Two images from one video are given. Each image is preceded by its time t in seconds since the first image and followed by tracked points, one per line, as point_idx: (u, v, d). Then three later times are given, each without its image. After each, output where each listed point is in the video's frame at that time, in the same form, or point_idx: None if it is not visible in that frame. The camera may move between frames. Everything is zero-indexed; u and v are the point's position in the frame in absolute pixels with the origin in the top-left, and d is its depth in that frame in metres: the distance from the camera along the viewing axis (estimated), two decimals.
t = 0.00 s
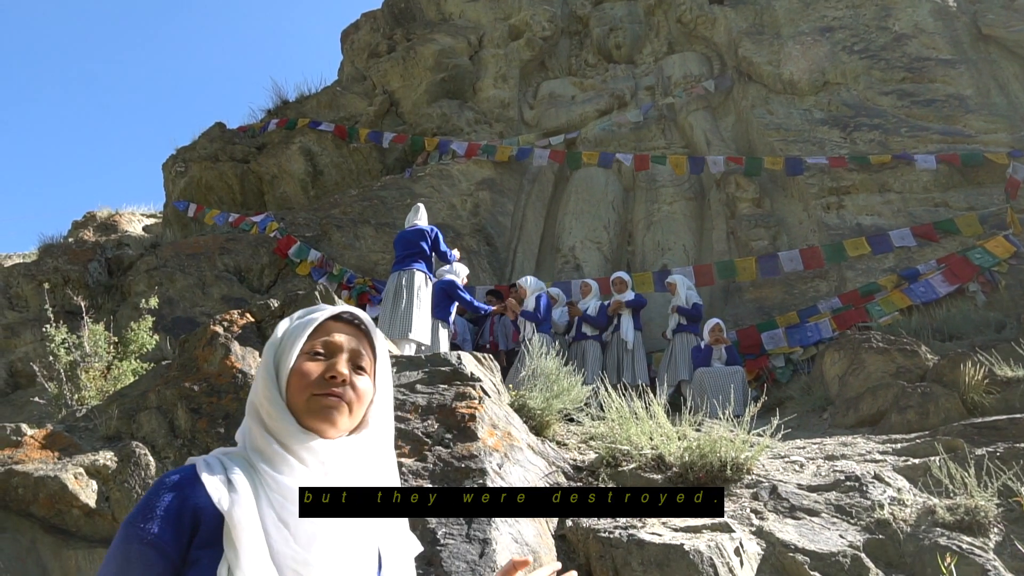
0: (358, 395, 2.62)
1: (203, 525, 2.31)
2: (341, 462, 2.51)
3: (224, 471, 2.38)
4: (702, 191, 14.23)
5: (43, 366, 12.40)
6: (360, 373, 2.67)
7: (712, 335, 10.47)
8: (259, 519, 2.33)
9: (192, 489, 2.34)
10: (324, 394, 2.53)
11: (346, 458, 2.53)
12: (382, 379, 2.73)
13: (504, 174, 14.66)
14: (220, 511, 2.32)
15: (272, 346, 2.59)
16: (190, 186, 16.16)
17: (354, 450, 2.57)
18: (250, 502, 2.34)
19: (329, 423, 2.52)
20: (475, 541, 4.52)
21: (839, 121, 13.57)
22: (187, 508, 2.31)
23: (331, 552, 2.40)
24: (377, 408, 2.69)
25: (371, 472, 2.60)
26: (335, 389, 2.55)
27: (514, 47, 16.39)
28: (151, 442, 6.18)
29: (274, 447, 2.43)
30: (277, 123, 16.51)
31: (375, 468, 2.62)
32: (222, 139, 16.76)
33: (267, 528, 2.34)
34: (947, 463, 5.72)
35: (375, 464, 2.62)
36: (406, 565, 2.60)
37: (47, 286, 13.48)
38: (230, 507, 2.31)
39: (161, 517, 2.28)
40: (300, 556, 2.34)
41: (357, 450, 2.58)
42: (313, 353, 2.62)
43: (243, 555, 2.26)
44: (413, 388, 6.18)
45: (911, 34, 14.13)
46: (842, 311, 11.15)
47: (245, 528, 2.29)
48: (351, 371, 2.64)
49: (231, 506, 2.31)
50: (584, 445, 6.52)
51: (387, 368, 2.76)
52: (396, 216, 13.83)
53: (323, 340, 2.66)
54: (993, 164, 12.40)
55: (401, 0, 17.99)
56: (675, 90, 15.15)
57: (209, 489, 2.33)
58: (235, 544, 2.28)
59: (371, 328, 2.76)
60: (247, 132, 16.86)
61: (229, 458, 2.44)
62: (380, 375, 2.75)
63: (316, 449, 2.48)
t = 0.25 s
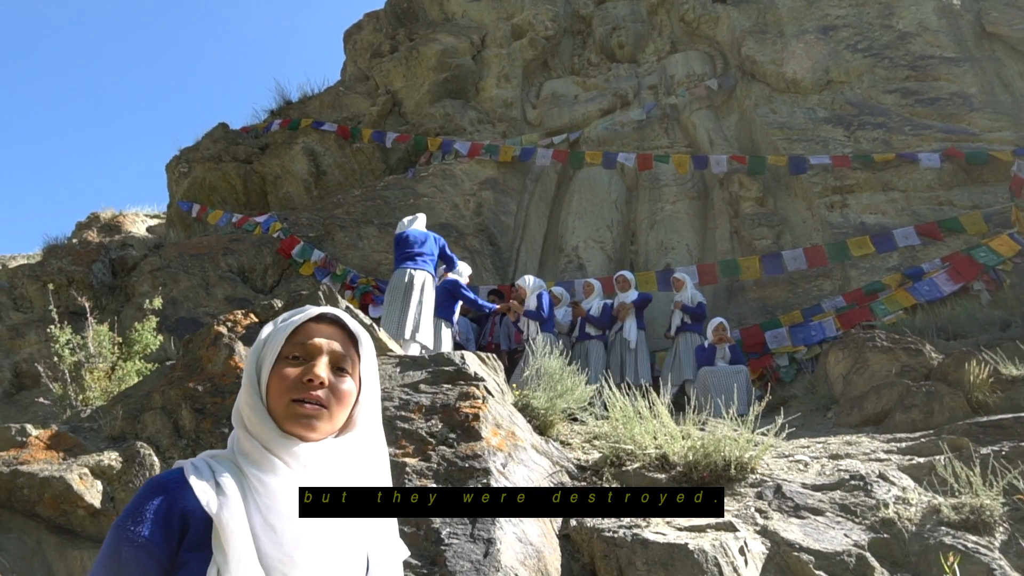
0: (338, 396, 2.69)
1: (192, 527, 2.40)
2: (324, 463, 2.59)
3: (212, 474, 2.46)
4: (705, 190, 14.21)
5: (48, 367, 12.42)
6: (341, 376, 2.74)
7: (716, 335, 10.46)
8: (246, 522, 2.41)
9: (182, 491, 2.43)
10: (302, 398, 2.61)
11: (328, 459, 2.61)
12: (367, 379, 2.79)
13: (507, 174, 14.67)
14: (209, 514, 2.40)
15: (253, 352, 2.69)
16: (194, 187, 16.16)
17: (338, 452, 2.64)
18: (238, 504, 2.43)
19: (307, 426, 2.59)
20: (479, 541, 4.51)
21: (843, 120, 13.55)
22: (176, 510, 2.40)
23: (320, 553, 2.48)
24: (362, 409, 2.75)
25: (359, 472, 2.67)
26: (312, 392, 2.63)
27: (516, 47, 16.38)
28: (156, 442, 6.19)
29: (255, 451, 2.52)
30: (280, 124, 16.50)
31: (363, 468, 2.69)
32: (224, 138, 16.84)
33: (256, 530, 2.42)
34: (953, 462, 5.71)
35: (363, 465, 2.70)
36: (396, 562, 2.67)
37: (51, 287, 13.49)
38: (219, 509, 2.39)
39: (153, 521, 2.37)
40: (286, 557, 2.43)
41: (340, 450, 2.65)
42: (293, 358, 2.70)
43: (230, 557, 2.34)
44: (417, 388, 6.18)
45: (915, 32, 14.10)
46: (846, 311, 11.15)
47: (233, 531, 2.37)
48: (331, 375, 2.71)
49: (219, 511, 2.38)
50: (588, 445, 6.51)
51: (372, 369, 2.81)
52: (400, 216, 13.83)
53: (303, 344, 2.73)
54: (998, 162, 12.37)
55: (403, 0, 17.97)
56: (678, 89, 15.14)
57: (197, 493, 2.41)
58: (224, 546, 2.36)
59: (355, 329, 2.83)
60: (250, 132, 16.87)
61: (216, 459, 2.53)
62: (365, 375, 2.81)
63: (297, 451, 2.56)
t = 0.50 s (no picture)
0: (336, 394, 2.65)
1: (192, 528, 2.37)
2: (323, 462, 2.55)
3: (211, 474, 2.43)
4: (709, 189, 14.19)
5: (53, 365, 12.46)
6: (338, 373, 2.69)
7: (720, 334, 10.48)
8: (245, 522, 2.38)
9: (182, 491, 2.40)
10: (298, 396, 2.56)
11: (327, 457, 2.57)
12: (366, 376, 2.73)
13: (511, 173, 14.67)
14: (208, 513, 2.37)
15: (249, 354, 2.65)
16: (197, 186, 16.18)
17: (337, 450, 2.60)
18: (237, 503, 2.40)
19: (304, 425, 2.55)
20: (483, 539, 4.52)
21: (847, 119, 13.54)
22: (176, 510, 2.38)
23: (319, 552, 2.45)
24: (363, 406, 2.70)
25: (359, 471, 2.63)
26: (309, 390, 2.58)
27: (520, 46, 16.38)
28: (160, 440, 6.20)
29: (254, 450, 2.49)
30: (283, 124, 16.52)
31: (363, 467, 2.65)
32: (228, 137, 16.85)
33: (254, 530, 2.39)
34: (958, 462, 5.71)
35: (364, 462, 2.66)
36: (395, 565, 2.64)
37: (56, 286, 13.51)
38: (218, 509, 2.36)
39: (152, 520, 2.35)
40: (284, 557, 2.39)
41: (340, 448, 2.61)
42: (289, 357, 2.66)
43: (229, 556, 2.32)
44: (421, 386, 6.20)
45: (920, 31, 14.08)
46: (850, 310, 11.15)
47: (231, 530, 2.34)
48: (328, 372, 2.66)
49: (218, 509, 2.35)
50: (592, 445, 6.51)
51: (371, 365, 2.75)
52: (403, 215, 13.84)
53: (299, 344, 2.69)
54: (1003, 161, 12.34)
55: None
56: (682, 88, 15.12)
57: (196, 492, 2.38)
58: (223, 546, 2.33)
59: (351, 326, 2.77)
60: (254, 131, 16.89)
61: (216, 459, 2.50)
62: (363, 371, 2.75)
63: (295, 450, 2.53)
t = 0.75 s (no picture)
0: (344, 389, 2.46)
1: (196, 527, 2.19)
2: (333, 460, 2.37)
3: (218, 472, 2.25)
4: (713, 187, 14.17)
5: (58, 364, 12.51)
6: (345, 367, 2.50)
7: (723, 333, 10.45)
8: (249, 522, 2.21)
9: (185, 488, 2.22)
10: (305, 391, 2.38)
11: (336, 454, 2.39)
12: (373, 369, 2.55)
13: (515, 171, 14.66)
14: (211, 511, 2.19)
15: (253, 349, 2.46)
16: (201, 185, 16.19)
17: (346, 447, 2.41)
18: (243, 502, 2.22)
19: (310, 421, 2.36)
20: (487, 537, 4.51)
21: (851, 117, 13.52)
22: (180, 508, 2.19)
23: (324, 556, 2.28)
24: (370, 400, 2.51)
25: (367, 469, 2.45)
26: (316, 385, 2.39)
27: (524, 44, 16.36)
28: (165, 439, 6.22)
29: (261, 448, 2.31)
30: (287, 123, 16.55)
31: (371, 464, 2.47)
32: (231, 136, 16.83)
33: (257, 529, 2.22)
34: (962, 460, 5.70)
35: (373, 460, 2.47)
36: (401, 564, 2.46)
37: (60, 285, 13.54)
38: (220, 508, 2.18)
39: (157, 518, 2.16)
40: (288, 558, 2.23)
41: (348, 445, 2.42)
42: (294, 352, 2.46)
43: (231, 557, 2.14)
44: (425, 384, 6.20)
45: (924, 28, 14.06)
46: (855, 309, 11.13)
47: (235, 530, 2.17)
48: (335, 366, 2.47)
49: (220, 508, 2.17)
50: (596, 443, 6.50)
51: (377, 358, 2.57)
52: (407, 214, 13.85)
53: (305, 337, 2.49)
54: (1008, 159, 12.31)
55: None
56: (686, 87, 15.10)
57: (200, 490, 2.20)
58: (226, 546, 2.15)
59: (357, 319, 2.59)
60: (258, 130, 16.91)
61: (221, 457, 2.31)
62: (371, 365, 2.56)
63: (304, 445, 2.34)
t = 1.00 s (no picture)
0: (360, 390, 2.33)
1: (211, 522, 2.08)
2: (346, 457, 2.27)
3: (232, 468, 2.15)
4: (713, 185, 14.16)
5: (59, 364, 12.53)
6: (362, 366, 2.37)
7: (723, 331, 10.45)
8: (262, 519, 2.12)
9: (200, 481, 2.11)
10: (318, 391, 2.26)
11: (350, 456, 2.28)
12: (390, 367, 2.41)
13: (515, 170, 14.65)
14: (226, 506, 2.09)
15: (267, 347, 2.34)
16: (202, 184, 16.20)
17: (361, 448, 2.30)
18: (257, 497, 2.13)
19: (324, 422, 2.26)
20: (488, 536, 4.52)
21: (851, 115, 13.50)
22: (194, 501, 2.08)
23: (337, 555, 2.16)
24: (387, 398, 2.38)
25: (380, 468, 2.32)
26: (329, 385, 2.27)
27: (524, 43, 16.36)
28: (166, 438, 6.21)
29: (277, 444, 2.22)
30: (287, 122, 16.56)
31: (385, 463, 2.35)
32: (232, 135, 16.84)
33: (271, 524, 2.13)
34: (964, 458, 5.70)
35: (388, 459, 2.35)
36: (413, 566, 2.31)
37: (61, 284, 13.54)
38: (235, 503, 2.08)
39: (171, 511, 2.06)
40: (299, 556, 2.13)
41: (363, 444, 2.31)
42: (309, 350, 2.33)
43: (246, 552, 2.04)
44: (426, 383, 6.19)
45: (924, 26, 14.05)
46: (856, 307, 11.12)
47: (250, 525, 2.07)
48: (351, 366, 2.34)
49: (235, 502, 2.08)
50: (597, 441, 6.50)
51: (395, 356, 2.43)
52: (407, 212, 13.84)
53: (320, 335, 2.36)
54: (1009, 156, 12.29)
55: None
56: (686, 85, 15.08)
57: (214, 483, 2.10)
58: (238, 541, 2.05)
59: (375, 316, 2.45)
60: (258, 129, 16.91)
61: (235, 453, 2.21)
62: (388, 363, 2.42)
63: (318, 447, 2.24)
